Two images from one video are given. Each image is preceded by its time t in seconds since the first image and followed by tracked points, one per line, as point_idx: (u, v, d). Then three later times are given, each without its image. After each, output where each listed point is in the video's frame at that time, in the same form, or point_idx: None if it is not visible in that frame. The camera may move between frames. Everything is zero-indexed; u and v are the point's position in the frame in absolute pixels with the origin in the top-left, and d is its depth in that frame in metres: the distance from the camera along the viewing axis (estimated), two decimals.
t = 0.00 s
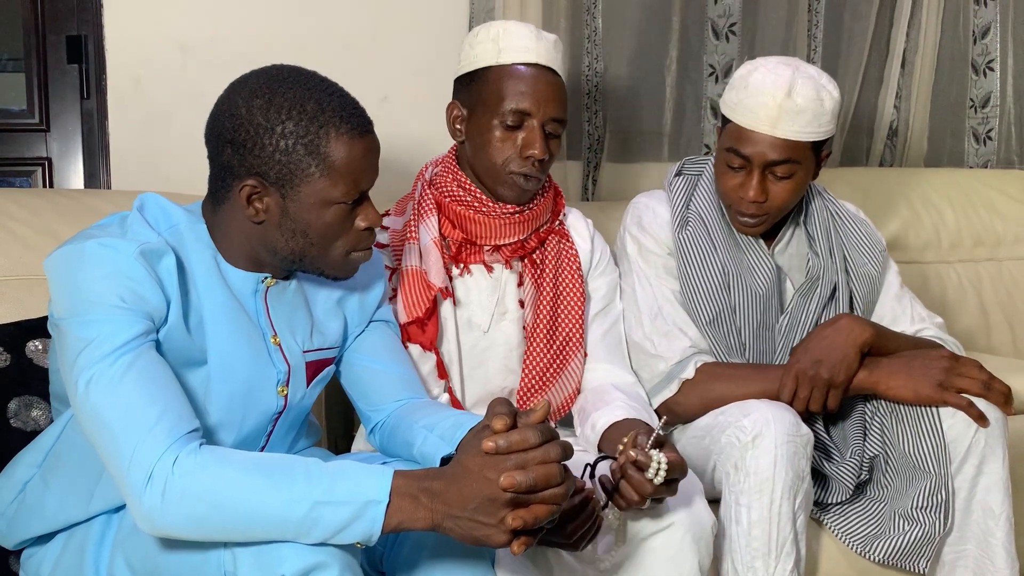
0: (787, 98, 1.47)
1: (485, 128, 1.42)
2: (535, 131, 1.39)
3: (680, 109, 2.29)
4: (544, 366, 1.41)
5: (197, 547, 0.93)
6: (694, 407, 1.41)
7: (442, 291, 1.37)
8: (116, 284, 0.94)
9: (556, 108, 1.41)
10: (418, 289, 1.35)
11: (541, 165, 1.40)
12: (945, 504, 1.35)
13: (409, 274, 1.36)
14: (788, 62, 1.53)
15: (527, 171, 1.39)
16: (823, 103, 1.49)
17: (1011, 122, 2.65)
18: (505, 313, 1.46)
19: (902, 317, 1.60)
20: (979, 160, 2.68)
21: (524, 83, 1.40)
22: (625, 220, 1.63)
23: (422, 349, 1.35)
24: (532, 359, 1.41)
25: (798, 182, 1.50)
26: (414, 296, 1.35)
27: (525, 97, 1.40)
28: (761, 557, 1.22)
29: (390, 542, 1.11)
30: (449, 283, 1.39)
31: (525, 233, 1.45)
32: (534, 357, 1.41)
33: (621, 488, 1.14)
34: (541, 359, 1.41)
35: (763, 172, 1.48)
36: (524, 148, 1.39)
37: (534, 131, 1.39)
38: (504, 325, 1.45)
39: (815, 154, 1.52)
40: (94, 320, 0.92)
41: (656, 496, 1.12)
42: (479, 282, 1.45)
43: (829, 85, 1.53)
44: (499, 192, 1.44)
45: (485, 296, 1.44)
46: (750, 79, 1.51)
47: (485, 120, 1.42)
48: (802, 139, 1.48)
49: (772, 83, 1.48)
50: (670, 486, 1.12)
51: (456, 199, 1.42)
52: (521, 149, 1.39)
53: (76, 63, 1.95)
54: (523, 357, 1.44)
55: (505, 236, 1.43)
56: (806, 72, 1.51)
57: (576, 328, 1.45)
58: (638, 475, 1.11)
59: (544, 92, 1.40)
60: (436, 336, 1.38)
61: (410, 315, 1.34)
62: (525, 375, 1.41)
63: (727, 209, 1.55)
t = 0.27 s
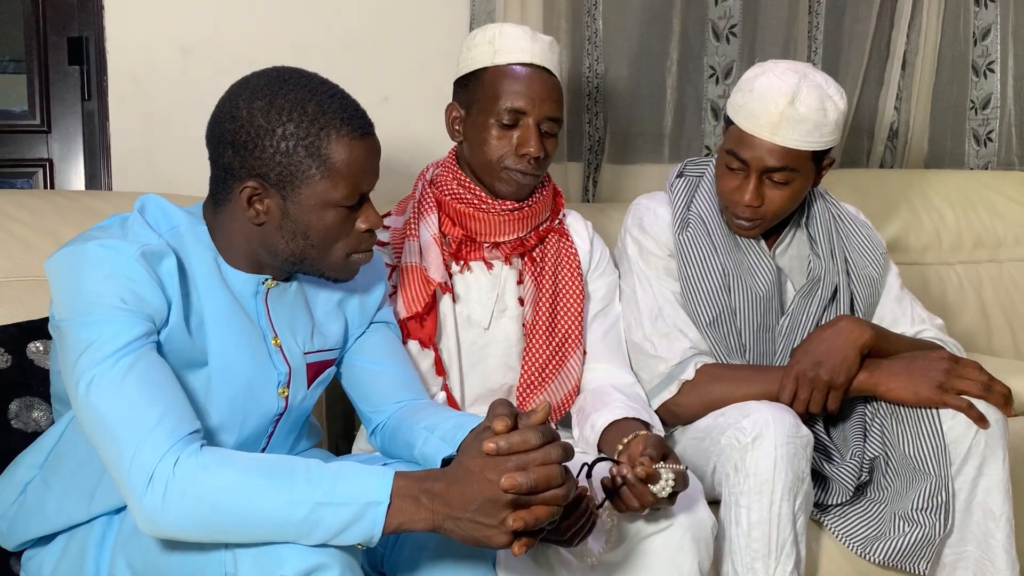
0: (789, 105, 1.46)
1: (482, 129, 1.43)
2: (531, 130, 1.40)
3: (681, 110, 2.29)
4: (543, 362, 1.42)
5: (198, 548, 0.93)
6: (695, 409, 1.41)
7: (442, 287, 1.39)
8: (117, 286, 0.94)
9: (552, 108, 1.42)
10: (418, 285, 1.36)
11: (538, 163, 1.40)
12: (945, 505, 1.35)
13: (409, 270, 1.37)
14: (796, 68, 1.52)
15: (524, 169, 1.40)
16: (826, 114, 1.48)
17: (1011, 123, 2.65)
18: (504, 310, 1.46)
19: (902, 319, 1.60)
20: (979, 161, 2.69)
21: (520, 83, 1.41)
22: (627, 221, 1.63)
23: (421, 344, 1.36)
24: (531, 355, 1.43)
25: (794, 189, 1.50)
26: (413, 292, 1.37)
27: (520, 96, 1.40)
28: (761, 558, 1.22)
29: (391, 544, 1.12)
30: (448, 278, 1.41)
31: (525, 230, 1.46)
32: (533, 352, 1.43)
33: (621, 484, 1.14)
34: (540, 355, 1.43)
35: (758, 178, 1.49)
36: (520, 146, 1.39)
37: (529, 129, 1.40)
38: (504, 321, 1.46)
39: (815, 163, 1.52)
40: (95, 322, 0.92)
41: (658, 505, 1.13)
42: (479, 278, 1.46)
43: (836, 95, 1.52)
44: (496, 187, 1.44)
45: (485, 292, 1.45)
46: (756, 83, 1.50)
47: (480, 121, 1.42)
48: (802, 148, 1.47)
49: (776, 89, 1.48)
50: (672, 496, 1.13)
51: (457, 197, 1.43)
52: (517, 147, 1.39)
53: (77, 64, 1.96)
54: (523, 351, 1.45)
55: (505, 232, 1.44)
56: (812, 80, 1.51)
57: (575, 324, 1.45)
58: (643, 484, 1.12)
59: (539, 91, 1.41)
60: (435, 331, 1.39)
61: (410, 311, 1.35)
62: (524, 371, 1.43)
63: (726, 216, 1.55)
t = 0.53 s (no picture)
0: (788, 97, 1.47)
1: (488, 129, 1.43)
2: (539, 132, 1.40)
3: (681, 111, 2.29)
4: (546, 364, 1.42)
5: (197, 549, 0.93)
6: (695, 410, 1.41)
7: (445, 286, 1.39)
8: (116, 287, 0.94)
9: (560, 108, 1.42)
10: (422, 283, 1.36)
11: (546, 167, 1.41)
12: (945, 506, 1.35)
13: (413, 268, 1.37)
14: (796, 64, 1.53)
15: (532, 172, 1.40)
16: (824, 106, 1.49)
17: (1011, 125, 2.65)
18: (508, 310, 1.47)
19: (902, 320, 1.60)
20: (979, 162, 2.69)
21: (529, 84, 1.41)
22: (629, 221, 1.63)
23: (423, 344, 1.36)
24: (534, 356, 1.43)
25: (794, 183, 1.50)
26: (417, 290, 1.36)
27: (530, 99, 1.40)
28: (762, 559, 1.21)
29: (391, 545, 1.11)
30: (452, 277, 1.41)
31: (531, 231, 1.47)
32: (537, 353, 1.43)
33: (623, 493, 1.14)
34: (543, 356, 1.43)
35: (758, 170, 1.49)
36: (528, 149, 1.39)
37: (536, 131, 1.40)
38: (507, 322, 1.46)
39: (815, 158, 1.52)
40: (94, 322, 0.92)
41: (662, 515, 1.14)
42: (484, 278, 1.45)
43: (835, 90, 1.53)
44: (502, 190, 1.44)
45: (489, 292, 1.45)
46: (756, 77, 1.51)
47: (489, 120, 1.43)
48: (802, 139, 1.47)
49: (775, 82, 1.48)
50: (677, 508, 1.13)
51: (463, 196, 1.44)
52: (525, 151, 1.40)
53: (78, 65, 1.95)
54: (525, 354, 1.45)
55: (509, 232, 1.45)
56: (811, 74, 1.51)
57: (579, 326, 1.45)
58: (648, 496, 1.12)
59: (548, 93, 1.41)
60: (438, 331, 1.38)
61: (412, 310, 1.35)
62: (528, 372, 1.43)
63: (726, 209, 1.55)
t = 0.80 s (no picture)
0: (785, 103, 1.47)
1: (500, 135, 1.42)
2: (552, 143, 1.39)
3: (681, 112, 2.29)
4: (552, 376, 1.42)
5: (197, 550, 0.93)
6: (695, 411, 1.42)
7: (452, 295, 1.37)
8: (116, 288, 0.94)
9: (575, 120, 1.40)
10: (428, 290, 1.34)
11: (557, 179, 1.39)
12: (945, 506, 1.35)
13: (418, 275, 1.35)
14: (795, 69, 1.52)
15: (542, 184, 1.39)
16: (822, 112, 1.48)
17: (1011, 125, 2.65)
18: (516, 319, 1.46)
19: (902, 321, 1.60)
20: (979, 163, 2.69)
21: (545, 93, 1.40)
22: (629, 222, 1.63)
23: (432, 350, 1.36)
24: (540, 369, 1.42)
25: (790, 189, 1.50)
26: (423, 297, 1.35)
27: (546, 108, 1.39)
28: (762, 560, 1.22)
29: (391, 545, 1.11)
30: (459, 287, 1.40)
31: (542, 239, 1.46)
32: (544, 364, 1.42)
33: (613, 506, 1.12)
34: (549, 371, 1.42)
35: (755, 175, 1.49)
36: (540, 160, 1.38)
37: (549, 143, 1.38)
38: (515, 330, 1.46)
39: (814, 164, 1.52)
40: (94, 323, 0.92)
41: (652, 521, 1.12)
42: (492, 286, 1.45)
43: (834, 95, 1.52)
44: (511, 200, 1.43)
45: (497, 300, 1.45)
46: (754, 82, 1.51)
47: (503, 127, 1.42)
48: (800, 145, 1.47)
49: (773, 87, 1.48)
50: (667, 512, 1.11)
51: (474, 203, 1.43)
52: (537, 161, 1.39)
53: (78, 66, 1.96)
54: (532, 363, 1.45)
55: (519, 241, 1.44)
56: (810, 79, 1.51)
57: (587, 338, 1.45)
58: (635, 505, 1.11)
59: (564, 103, 1.39)
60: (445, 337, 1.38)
61: (418, 318, 1.33)
62: (534, 383, 1.42)
63: (724, 212, 1.55)
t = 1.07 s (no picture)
0: (783, 105, 1.47)
1: (505, 139, 1.41)
2: (558, 148, 1.38)
3: (681, 113, 2.30)
4: (554, 382, 1.41)
5: (198, 551, 0.93)
6: (695, 411, 1.42)
7: (454, 304, 1.37)
8: (117, 289, 0.94)
9: (582, 125, 1.39)
10: (430, 298, 1.34)
11: (561, 184, 1.38)
12: (946, 507, 1.35)
13: (420, 282, 1.34)
14: (793, 71, 1.53)
15: (546, 188, 1.38)
16: (820, 114, 1.49)
17: (1010, 126, 2.65)
18: (518, 325, 1.46)
19: (902, 322, 1.61)
20: (979, 164, 2.69)
21: (552, 97, 1.39)
22: (630, 223, 1.63)
23: (433, 358, 1.34)
24: (542, 375, 1.42)
25: (790, 191, 1.50)
26: (425, 305, 1.34)
27: (553, 112, 1.38)
28: (762, 561, 1.22)
29: (392, 545, 1.12)
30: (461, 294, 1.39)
31: (546, 246, 1.46)
32: (545, 372, 1.42)
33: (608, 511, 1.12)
34: (552, 376, 1.42)
35: (755, 178, 1.49)
36: (544, 164, 1.37)
37: (555, 147, 1.37)
38: (517, 336, 1.46)
39: (811, 164, 1.52)
40: (94, 324, 0.92)
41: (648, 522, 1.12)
42: (495, 292, 1.45)
43: (832, 96, 1.52)
44: (515, 207, 1.43)
45: (499, 307, 1.44)
46: (752, 85, 1.52)
47: (508, 132, 1.41)
48: (799, 147, 1.48)
49: (770, 90, 1.48)
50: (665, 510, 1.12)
51: (477, 209, 1.42)
52: (541, 166, 1.38)
53: (78, 66, 1.96)
54: (534, 370, 1.45)
55: (524, 248, 1.43)
56: (808, 81, 1.51)
57: (590, 344, 1.45)
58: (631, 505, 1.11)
59: (570, 108, 1.38)
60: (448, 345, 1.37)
61: (421, 327, 1.33)
62: (536, 386, 1.42)
63: (722, 215, 1.55)
